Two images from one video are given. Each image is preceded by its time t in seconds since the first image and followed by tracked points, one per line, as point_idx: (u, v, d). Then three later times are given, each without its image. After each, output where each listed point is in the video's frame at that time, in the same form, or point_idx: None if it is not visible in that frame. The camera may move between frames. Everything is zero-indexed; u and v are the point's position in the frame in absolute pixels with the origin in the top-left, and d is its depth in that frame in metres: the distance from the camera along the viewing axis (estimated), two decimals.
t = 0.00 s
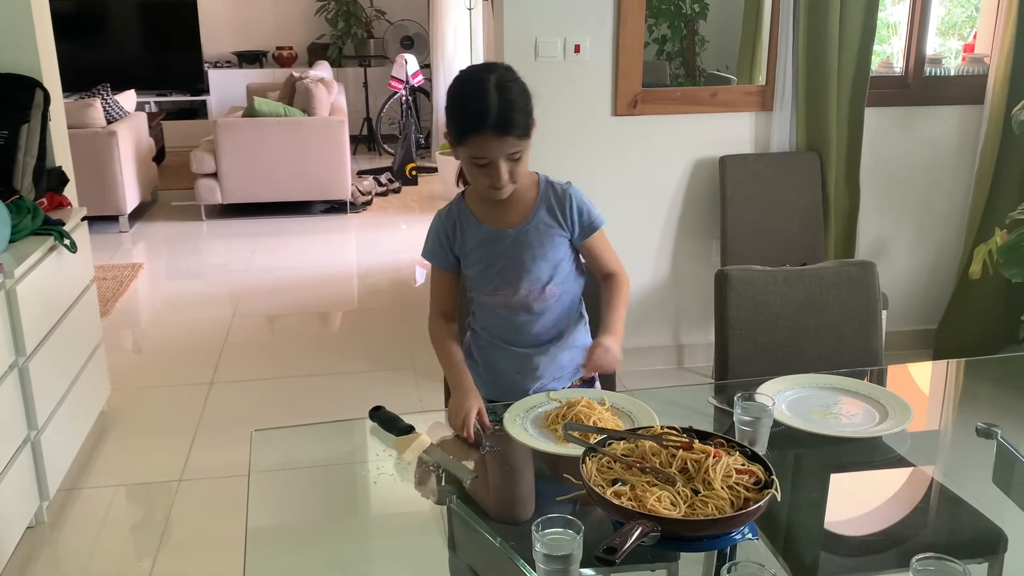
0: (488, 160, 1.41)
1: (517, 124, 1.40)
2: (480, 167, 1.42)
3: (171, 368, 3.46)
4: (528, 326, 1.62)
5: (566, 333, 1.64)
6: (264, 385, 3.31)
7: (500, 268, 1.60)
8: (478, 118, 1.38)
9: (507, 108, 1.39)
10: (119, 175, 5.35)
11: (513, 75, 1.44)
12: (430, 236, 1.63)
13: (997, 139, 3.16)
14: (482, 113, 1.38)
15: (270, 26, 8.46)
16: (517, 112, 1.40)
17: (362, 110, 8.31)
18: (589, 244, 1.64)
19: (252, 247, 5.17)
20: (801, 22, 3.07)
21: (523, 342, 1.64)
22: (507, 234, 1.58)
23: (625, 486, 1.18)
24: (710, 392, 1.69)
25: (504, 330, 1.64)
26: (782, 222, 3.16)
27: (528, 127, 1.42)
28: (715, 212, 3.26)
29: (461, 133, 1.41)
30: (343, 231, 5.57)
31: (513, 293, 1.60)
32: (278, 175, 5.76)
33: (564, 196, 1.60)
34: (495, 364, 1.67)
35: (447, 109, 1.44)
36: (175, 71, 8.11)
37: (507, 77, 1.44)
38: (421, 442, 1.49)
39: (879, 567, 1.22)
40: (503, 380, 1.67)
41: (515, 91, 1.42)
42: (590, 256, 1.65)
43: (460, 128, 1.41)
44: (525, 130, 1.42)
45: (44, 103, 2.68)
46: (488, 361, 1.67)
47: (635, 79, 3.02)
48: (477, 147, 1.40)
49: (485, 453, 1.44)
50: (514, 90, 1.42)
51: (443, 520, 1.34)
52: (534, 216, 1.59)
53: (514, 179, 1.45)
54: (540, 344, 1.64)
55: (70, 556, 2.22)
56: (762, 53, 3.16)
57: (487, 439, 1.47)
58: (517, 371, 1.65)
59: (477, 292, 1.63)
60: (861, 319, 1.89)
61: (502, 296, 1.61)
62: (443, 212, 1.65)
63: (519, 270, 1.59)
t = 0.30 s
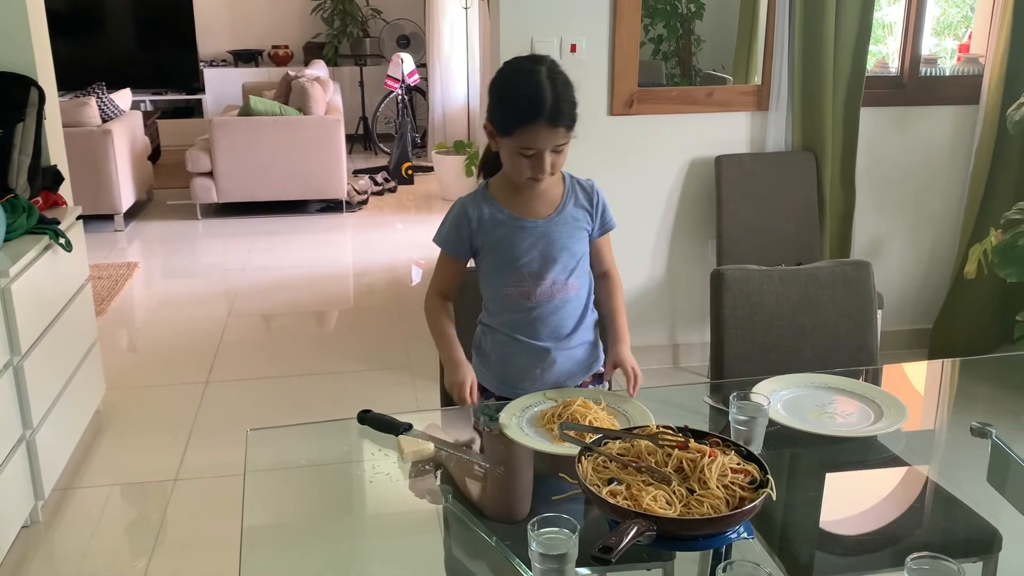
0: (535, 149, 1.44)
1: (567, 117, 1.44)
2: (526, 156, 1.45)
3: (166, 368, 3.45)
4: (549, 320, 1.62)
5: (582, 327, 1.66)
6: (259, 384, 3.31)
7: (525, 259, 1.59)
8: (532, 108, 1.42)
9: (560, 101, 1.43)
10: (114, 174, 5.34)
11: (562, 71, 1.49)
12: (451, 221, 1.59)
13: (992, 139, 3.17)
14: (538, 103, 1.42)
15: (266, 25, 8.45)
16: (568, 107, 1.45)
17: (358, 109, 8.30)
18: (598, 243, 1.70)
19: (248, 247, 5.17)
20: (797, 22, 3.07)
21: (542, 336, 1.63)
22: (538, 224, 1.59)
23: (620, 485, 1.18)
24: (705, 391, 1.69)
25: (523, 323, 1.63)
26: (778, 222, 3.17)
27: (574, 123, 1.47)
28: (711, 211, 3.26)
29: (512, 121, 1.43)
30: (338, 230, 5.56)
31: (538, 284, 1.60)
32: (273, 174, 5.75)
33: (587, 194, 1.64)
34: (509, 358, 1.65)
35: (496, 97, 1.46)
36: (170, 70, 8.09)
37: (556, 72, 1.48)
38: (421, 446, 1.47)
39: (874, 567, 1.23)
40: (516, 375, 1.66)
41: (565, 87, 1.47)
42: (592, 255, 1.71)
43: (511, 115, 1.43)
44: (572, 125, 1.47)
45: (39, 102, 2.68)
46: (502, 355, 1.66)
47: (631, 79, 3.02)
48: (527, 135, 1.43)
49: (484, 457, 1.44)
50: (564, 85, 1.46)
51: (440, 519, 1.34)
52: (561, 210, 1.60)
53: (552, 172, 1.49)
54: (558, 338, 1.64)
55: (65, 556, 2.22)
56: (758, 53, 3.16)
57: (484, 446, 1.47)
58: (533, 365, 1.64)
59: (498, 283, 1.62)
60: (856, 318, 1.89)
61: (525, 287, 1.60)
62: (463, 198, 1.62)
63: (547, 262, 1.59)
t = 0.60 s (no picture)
0: (563, 143, 1.43)
1: (598, 113, 1.43)
2: (554, 148, 1.44)
3: (163, 367, 3.45)
4: (561, 315, 1.63)
5: (592, 324, 1.67)
6: (256, 384, 3.31)
7: (542, 253, 1.59)
8: (563, 102, 1.41)
9: (592, 96, 1.42)
10: (111, 173, 5.33)
11: (596, 67, 1.48)
12: (471, 207, 1.58)
13: (988, 139, 3.17)
14: (569, 97, 1.41)
15: (263, 24, 8.44)
16: (600, 103, 1.44)
17: (354, 108, 8.30)
18: (616, 248, 1.68)
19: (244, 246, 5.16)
20: (793, 21, 3.07)
21: (552, 330, 1.64)
22: (557, 219, 1.58)
23: (617, 484, 1.18)
24: (702, 390, 1.70)
25: (535, 316, 1.63)
26: (774, 221, 3.17)
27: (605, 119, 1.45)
28: (707, 210, 3.27)
29: (542, 114, 1.43)
30: (335, 229, 5.56)
31: (552, 280, 1.60)
32: (270, 173, 5.74)
33: (608, 194, 1.63)
34: (519, 351, 1.66)
35: (528, 89, 1.45)
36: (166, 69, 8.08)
37: (590, 68, 1.47)
38: (419, 445, 1.46)
39: (870, 566, 1.23)
40: (525, 368, 1.66)
41: (598, 82, 1.46)
42: (613, 261, 1.69)
43: (542, 108, 1.42)
44: (603, 121, 1.45)
45: (36, 100, 2.67)
46: (513, 348, 1.66)
47: (628, 78, 3.02)
48: (557, 128, 1.42)
49: (483, 458, 1.44)
50: (597, 81, 1.45)
51: (436, 518, 1.33)
52: (581, 207, 1.60)
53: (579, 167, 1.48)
54: (568, 334, 1.65)
55: (62, 555, 2.21)
56: (754, 52, 3.17)
57: (484, 447, 1.47)
58: (543, 360, 1.65)
59: (513, 276, 1.61)
60: (853, 318, 1.89)
61: (540, 281, 1.60)
62: (483, 184, 1.61)
63: (564, 258, 1.59)
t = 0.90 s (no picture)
0: (578, 140, 1.43)
1: (614, 111, 1.43)
2: (568, 145, 1.44)
3: (161, 366, 3.44)
4: (569, 315, 1.64)
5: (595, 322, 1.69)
6: (254, 382, 3.30)
7: (552, 255, 1.59)
8: (580, 98, 1.41)
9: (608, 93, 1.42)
10: (108, 172, 5.32)
11: (611, 65, 1.48)
12: (483, 210, 1.56)
13: (986, 137, 3.17)
14: (587, 92, 1.41)
15: (260, 23, 8.43)
16: (616, 100, 1.44)
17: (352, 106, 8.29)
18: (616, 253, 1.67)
19: (242, 245, 5.15)
20: (791, 18, 3.07)
21: (559, 331, 1.65)
22: (568, 221, 1.59)
23: (615, 483, 1.18)
24: (701, 388, 1.70)
25: (543, 318, 1.63)
26: (772, 219, 3.17)
27: (620, 117, 1.45)
28: (705, 208, 3.27)
29: (558, 109, 1.43)
30: (333, 228, 5.55)
31: (563, 281, 1.61)
32: (268, 172, 5.74)
33: (612, 195, 1.65)
34: (525, 352, 1.66)
35: (545, 86, 1.45)
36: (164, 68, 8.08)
37: (606, 66, 1.47)
38: (417, 444, 1.46)
39: (868, 564, 1.23)
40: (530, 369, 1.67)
41: (613, 80, 1.46)
42: (612, 269, 1.68)
43: (559, 103, 1.42)
44: (618, 119, 1.45)
45: (33, 100, 2.67)
46: (518, 349, 1.67)
47: (626, 76, 3.03)
48: (572, 124, 1.42)
49: (481, 458, 1.44)
50: (613, 79, 1.46)
51: (435, 517, 1.33)
52: (588, 207, 1.61)
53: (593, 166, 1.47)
54: (575, 334, 1.66)
55: (60, 554, 2.21)
56: (752, 51, 3.17)
57: (483, 447, 1.47)
58: (549, 360, 1.66)
59: (523, 277, 1.61)
60: (851, 316, 1.90)
61: (550, 282, 1.61)
62: (492, 187, 1.59)
63: (573, 258, 1.60)
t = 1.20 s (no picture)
0: (591, 143, 1.43)
1: (628, 115, 1.43)
2: (580, 148, 1.43)
3: (161, 365, 3.44)
4: (568, 317, 1.64)
5: (595, 324, 1.69)
6: (255, 381, 3.30)
7: (554, 255, 1.59)
8: (595, 101, 1.41)
9: (623, 96, 1.42)
10: (108, 172, 5.32)
11: (626, 70, 1.48)
12: (487, 206, 1.57)
13: (986, 134, 3.17)
14: (601, 96, 1.41)
15: (260, 22, 8.43)
16: (631, 104, 1.44)
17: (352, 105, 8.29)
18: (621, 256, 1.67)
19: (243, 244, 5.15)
20: (791, 15, 3.07)
21: (557, 332, 1.65)
22: (573, 223, 1.59)
23: (616, 480, 1.18)
24: (702, 386, 1.69)
25: (541, 317, 1.63)
26: (772, 216, 3.17)
27: (634, 122, 1.45)
28: (706, 206, 3.26)
29: (572, 112, 1.42)
30: (333, 227, 5.55)
31: (563, 282, 1.61)
32: (268, 171, 5.74)
33: (621, 199, 1.64)
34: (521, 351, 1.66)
35: (559, 88, 1.45)
36: (164, 67, 8.08)
37: (621, 71, 1.48)
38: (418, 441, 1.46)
39: (870, 562, 1.23)
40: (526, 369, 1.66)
41: (628, 85, 1.46)
42: (616, 273, 1.68)
43: (573, 106, 1.42)
44: (631, 124, 1.45)
45: (32, 99, 2.67)
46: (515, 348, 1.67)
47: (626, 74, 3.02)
48: (585, 127, 1.42)
49: (482, 456, 1.44)
50: (628, 83, 1.46)
51: (437, 515, 1.33)
52: (595, 211, 1.60)
53: (604, 170, 1.47)
54: (572, 335, 1.66)
55: (61, 554, 2.21)
56: (752, 48, 3.17)
57: (484, 446, 1.47)
58: (546, 360, 1.66)
59: (523, 276, 1.62)
60: (852, 313, 1.89)
61: (550, 283, 1.61)
62: (499, 183, 1.60)
63: (576, 260, 1.60)
